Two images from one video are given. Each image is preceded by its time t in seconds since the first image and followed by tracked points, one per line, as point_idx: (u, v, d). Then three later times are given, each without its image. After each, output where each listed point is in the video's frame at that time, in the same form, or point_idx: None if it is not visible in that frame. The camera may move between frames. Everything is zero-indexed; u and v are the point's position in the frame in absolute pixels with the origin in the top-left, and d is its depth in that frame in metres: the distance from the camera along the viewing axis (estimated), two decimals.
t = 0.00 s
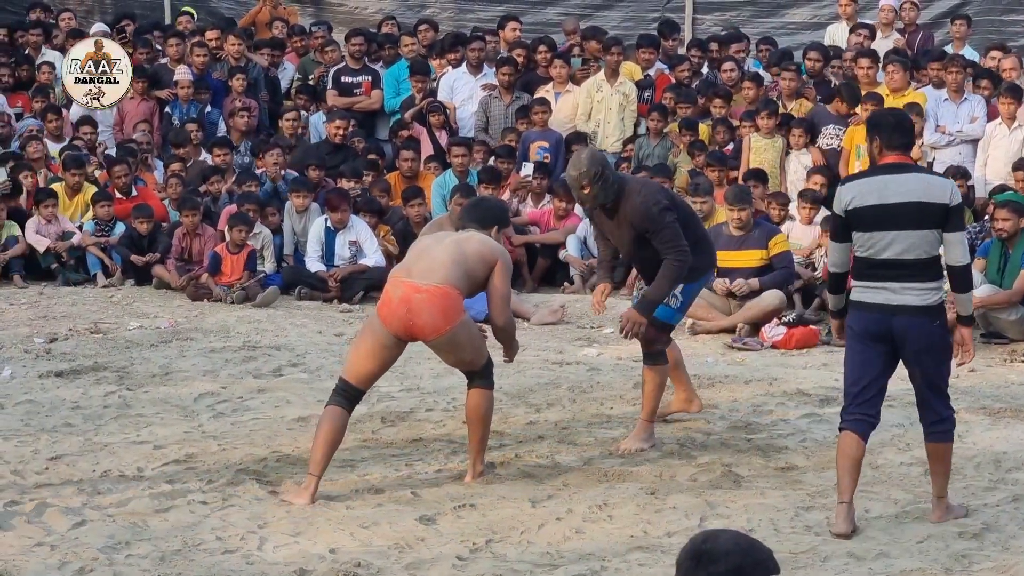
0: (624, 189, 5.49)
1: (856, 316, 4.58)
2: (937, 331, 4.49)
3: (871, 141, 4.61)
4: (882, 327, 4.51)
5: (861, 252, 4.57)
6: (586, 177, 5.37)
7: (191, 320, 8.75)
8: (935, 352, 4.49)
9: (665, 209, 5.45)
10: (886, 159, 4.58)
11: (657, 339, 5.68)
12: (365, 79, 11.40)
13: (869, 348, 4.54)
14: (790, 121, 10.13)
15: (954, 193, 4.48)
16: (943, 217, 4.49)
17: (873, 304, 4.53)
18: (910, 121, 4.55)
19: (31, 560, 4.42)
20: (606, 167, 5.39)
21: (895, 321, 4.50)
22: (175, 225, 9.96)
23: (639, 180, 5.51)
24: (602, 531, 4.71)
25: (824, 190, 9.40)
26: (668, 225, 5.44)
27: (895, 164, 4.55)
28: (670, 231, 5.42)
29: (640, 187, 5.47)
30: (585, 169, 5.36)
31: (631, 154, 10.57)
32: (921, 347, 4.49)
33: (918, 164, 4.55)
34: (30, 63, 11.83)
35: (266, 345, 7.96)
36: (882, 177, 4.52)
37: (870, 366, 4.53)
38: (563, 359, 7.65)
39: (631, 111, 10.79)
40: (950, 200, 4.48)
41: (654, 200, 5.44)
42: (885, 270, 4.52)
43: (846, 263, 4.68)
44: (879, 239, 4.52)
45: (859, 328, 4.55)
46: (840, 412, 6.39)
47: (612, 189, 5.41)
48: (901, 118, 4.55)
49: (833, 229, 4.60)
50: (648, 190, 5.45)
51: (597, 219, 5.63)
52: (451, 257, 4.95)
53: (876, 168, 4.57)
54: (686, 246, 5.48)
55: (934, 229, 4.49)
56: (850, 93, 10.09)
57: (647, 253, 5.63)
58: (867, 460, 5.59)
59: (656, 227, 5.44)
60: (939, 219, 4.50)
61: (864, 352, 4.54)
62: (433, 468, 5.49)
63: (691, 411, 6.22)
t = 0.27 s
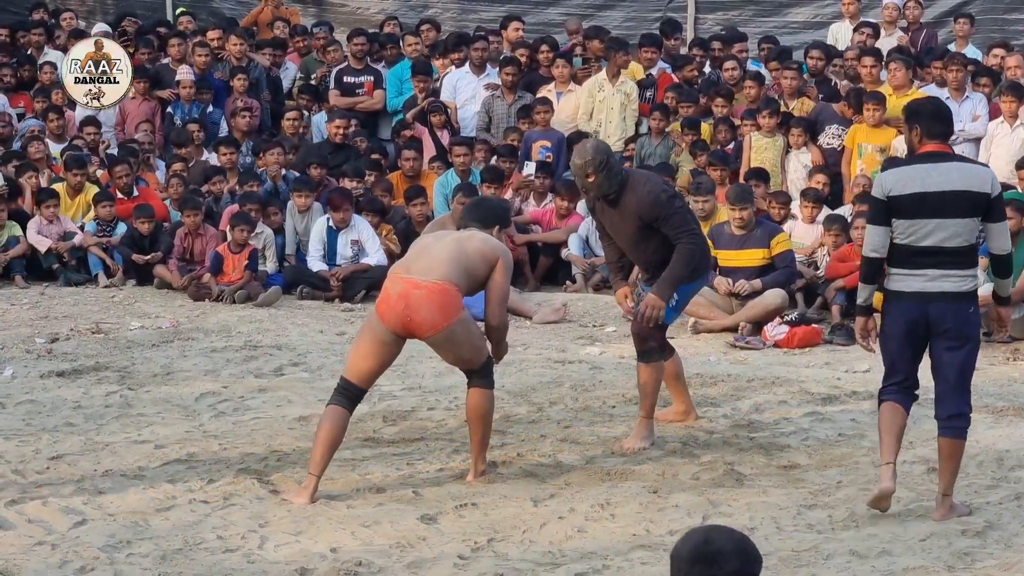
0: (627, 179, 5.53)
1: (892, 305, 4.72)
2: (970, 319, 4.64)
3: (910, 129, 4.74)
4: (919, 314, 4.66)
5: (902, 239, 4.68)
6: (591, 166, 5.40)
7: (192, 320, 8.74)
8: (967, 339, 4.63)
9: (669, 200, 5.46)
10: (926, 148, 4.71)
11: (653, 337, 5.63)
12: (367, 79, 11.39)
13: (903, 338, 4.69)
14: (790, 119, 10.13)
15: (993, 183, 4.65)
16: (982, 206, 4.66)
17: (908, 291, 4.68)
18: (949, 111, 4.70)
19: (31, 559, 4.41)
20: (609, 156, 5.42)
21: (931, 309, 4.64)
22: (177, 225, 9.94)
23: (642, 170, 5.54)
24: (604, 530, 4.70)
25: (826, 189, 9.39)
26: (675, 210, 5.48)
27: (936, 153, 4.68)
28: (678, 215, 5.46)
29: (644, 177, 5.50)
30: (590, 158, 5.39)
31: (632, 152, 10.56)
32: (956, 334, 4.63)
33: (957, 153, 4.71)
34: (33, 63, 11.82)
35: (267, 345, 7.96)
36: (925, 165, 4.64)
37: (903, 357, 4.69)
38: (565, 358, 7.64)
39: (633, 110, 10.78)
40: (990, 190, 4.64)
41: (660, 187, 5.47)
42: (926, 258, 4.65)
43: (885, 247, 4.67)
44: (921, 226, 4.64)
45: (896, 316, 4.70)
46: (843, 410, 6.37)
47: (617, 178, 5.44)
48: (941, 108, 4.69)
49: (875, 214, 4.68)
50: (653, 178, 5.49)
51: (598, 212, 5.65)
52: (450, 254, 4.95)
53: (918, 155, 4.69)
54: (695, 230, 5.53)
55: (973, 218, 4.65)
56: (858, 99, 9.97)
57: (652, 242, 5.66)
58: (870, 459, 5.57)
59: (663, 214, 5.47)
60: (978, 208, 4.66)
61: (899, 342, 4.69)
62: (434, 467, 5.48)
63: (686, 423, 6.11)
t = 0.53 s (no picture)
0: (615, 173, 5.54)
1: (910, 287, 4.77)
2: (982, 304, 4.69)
3: (925, 115, 4.74)
4: (933, 296, 4.70)
5: (919, 224, 4.70)
6: (575, 160, 5.44)
7: (193, 308, 8.73)
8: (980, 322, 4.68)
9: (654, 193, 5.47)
10: (940, 134, 4.72)
11: (643, 324, 5.67)
12: (367, 67, 11.36)
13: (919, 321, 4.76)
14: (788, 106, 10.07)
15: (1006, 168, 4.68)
16: (997, 190, 4.69)
17: (922, 274, 4.72)
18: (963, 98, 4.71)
19: (32, 548, 4.41)
20: (595, 150, 5.45)
21: (947, 292, 4.68)
22: (177, 213, 9.92)
23: (629, 166, 5.55)
24: (605, 517, 4.70)
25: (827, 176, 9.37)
26: (651, 207, 5.44)
27: (952, 139, 4.70)
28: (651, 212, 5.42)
29: (628, 172, 5.51)
30: (573, 152, 5.43)
31: (632, 140, 10.53)
32: (971, 317, 4.67)
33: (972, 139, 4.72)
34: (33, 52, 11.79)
35: (268, 333, 7.95)
36: (943, 151, 4.65)
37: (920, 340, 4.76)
38: (566, 345, 7.62)
39: (633, 97, 10.75)
40: (1005, 175, 4.67)
41: (639, 184, 5.46)
42: (943, 242, 4.69)
43: (904, 232, 4.70)
44: (939, 211, 4.66)
45: (911, 299, 4.76)
46: (844, 397, 6.36)
47: (601, 171, 5.47)
48: (955, 94, 4.70)
49: (893, 199, 4.70)
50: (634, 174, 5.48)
51: (591, 205, 5.68)
52: (449, 243, 4.93)
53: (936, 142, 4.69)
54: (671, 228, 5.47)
55: (989, 202, 4.69)
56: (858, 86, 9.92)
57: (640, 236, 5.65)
58: (871, 446, 5.56)
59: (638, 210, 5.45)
60: (994, 192, 4.69)
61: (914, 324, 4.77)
62: (434, 455, 5.47)
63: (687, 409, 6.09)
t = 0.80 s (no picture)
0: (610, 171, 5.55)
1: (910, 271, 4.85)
2: (983, 288, 4.78)
3: (920, 102, 4.80)
4: (936, 279, 4.77)
5: (919, 210, 4.78)
6: (570, 159, 5.46)
7: (195, 298, 8.73)
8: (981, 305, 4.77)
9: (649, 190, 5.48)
10: (937, 120, 4.79)
11: (647, 313, 5.68)
12: (369, 56, 11.35)
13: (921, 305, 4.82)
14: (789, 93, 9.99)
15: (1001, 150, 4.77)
16: (994, 172, 4.77)
17: (925, 257, 4.79)
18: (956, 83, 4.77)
19: (36, 538, 4.42)
20: (590, 149, 5.47)
21: (950, 274, 4.76)
22: (178, 203, 9.92)
23: (623, 164, 5.54)
24: (608, 506, 4.70)
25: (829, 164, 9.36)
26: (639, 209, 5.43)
27: (947, 124, 4.77)
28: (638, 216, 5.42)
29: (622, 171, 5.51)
30: (568, 151, 5.45)
31: (634, 129, 10.49)
32: (974, 299, 4.76)
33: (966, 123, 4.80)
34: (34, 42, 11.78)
35: (270, 323, 7.95)
36: (940, 137, 4.72)
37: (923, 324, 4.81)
38: (568, 334, 7.62)
39: (635, 86, 10.74)
40: (1001, 158, 4.76)
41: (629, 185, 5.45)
42: (944, 226, 4.77)
43: (903, 220, 4.80)
44: (938, 196, 4.74)
45: (915, 282, 4.82)
46: (846, 385, 6.37)
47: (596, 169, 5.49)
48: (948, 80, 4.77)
49: (894, 187, 4.78)
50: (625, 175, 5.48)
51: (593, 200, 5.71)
52: (450, 235, 4.93)
53: (933, 128, 4.76)
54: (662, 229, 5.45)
55: (987, 184, 4.77)
56: (858, 73, 9.83)
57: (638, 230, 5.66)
58: (873, 433, 5.56)
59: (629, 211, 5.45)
60: (992, 174, 4.77)
61: (915, 308, 4.83)
62: (437, 444, 5.48)
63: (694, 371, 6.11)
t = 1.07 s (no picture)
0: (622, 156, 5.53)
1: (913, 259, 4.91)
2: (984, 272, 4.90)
3: (917, 92, 4.86)
4: (944, 269, 4.86)
5: (920, 199, 4.87)
6: (582, 140, 5.45)
7: (198, 294, 8.74)
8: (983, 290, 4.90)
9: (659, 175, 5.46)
10: (933, 110, 4.86)
11: (655, 305, 5.66)
12: (372, 51, 11.32)
13: (928, 291, 4.87)
14: (791, 88, 9.99)
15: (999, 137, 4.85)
16: (992, 160, 4.85)
17: (932, 247, 4.86)
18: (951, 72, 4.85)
19: (41, 533, 4.43)
20: (602, 130, 5.46)
21: (956, 263, 4.86)
22: (182, 199, 9.94)
23: (635, 149, 5.52)
24: (613, 500, 4.71)
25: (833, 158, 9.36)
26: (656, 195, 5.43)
27: (945, 113, 4.84)
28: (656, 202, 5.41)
29: (634, 155, 5.49)
30: (580, 132, 5.44)
31: (637, 123, 10.48)
32: (977, 287, 4.89)
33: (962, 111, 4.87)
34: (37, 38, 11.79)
35: (274, 318, 7.95)
36: (939, 127, 4.80)
37: (931, 309, 4.86)
38: (571, 329, 7.63)
39: (638, 81, 10.74)
40: (999, 145, 4.84)
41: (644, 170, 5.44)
42: (944, 215, 4.85)
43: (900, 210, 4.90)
44: (939, 185, 4.83)
45: (923, 273, 4.87)
46: (850, 378, 6.37)
47: (607, 152, 5.48)
48: (944, 70, 4.84)
49: (895, 178, 4.85)
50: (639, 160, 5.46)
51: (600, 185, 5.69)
52: (450, 230, 4.94)
53: (932, 119, 4.84)
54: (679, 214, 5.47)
55: (986, 171, 4.85)
56: (858, 70, 9.86)
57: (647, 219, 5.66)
58: (877, 427, 5.56)
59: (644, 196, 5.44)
60: (991, 161, 4.86)
61: (926, 297, 4.87)
62: (442, 439, 5.48)
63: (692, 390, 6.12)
